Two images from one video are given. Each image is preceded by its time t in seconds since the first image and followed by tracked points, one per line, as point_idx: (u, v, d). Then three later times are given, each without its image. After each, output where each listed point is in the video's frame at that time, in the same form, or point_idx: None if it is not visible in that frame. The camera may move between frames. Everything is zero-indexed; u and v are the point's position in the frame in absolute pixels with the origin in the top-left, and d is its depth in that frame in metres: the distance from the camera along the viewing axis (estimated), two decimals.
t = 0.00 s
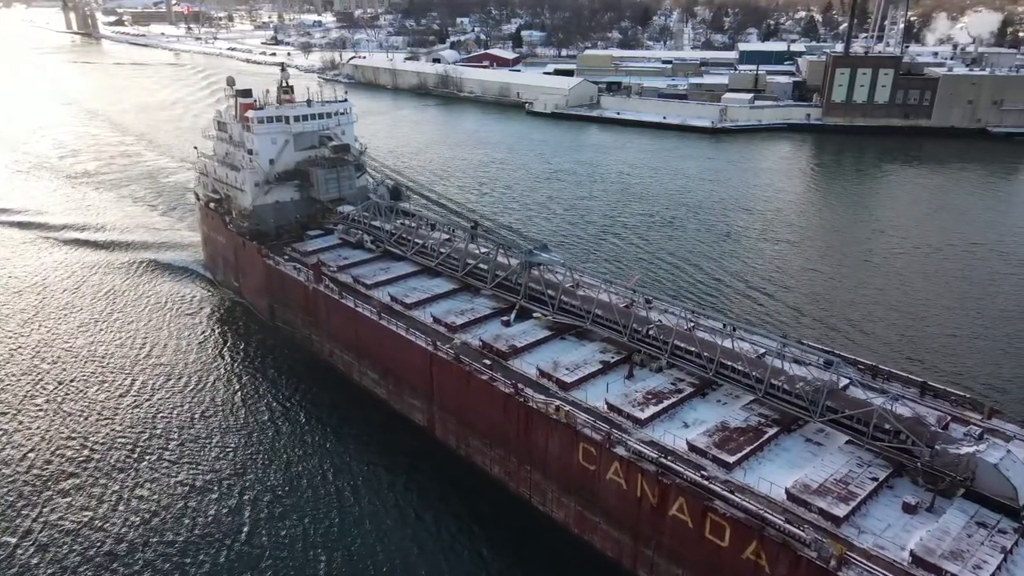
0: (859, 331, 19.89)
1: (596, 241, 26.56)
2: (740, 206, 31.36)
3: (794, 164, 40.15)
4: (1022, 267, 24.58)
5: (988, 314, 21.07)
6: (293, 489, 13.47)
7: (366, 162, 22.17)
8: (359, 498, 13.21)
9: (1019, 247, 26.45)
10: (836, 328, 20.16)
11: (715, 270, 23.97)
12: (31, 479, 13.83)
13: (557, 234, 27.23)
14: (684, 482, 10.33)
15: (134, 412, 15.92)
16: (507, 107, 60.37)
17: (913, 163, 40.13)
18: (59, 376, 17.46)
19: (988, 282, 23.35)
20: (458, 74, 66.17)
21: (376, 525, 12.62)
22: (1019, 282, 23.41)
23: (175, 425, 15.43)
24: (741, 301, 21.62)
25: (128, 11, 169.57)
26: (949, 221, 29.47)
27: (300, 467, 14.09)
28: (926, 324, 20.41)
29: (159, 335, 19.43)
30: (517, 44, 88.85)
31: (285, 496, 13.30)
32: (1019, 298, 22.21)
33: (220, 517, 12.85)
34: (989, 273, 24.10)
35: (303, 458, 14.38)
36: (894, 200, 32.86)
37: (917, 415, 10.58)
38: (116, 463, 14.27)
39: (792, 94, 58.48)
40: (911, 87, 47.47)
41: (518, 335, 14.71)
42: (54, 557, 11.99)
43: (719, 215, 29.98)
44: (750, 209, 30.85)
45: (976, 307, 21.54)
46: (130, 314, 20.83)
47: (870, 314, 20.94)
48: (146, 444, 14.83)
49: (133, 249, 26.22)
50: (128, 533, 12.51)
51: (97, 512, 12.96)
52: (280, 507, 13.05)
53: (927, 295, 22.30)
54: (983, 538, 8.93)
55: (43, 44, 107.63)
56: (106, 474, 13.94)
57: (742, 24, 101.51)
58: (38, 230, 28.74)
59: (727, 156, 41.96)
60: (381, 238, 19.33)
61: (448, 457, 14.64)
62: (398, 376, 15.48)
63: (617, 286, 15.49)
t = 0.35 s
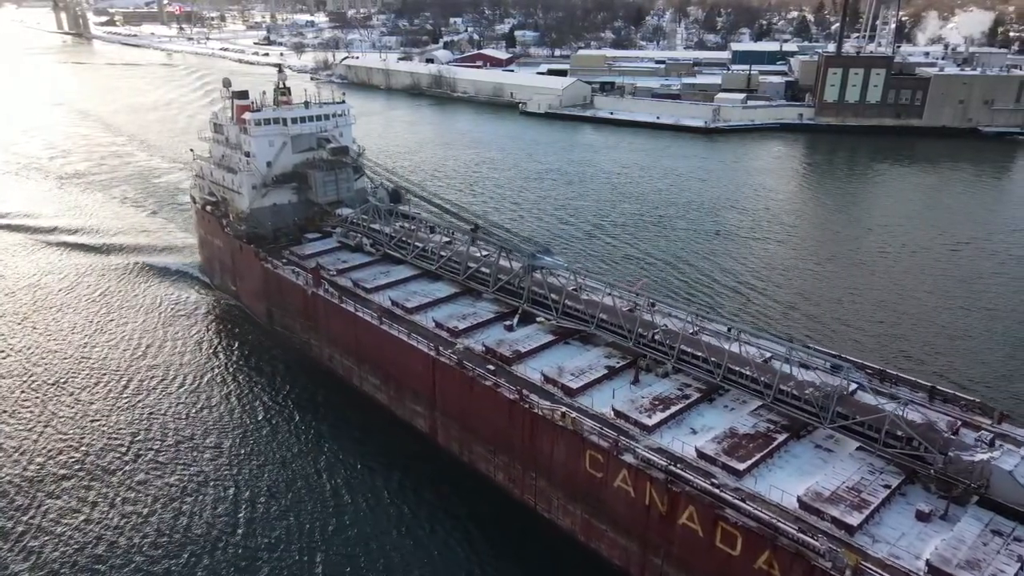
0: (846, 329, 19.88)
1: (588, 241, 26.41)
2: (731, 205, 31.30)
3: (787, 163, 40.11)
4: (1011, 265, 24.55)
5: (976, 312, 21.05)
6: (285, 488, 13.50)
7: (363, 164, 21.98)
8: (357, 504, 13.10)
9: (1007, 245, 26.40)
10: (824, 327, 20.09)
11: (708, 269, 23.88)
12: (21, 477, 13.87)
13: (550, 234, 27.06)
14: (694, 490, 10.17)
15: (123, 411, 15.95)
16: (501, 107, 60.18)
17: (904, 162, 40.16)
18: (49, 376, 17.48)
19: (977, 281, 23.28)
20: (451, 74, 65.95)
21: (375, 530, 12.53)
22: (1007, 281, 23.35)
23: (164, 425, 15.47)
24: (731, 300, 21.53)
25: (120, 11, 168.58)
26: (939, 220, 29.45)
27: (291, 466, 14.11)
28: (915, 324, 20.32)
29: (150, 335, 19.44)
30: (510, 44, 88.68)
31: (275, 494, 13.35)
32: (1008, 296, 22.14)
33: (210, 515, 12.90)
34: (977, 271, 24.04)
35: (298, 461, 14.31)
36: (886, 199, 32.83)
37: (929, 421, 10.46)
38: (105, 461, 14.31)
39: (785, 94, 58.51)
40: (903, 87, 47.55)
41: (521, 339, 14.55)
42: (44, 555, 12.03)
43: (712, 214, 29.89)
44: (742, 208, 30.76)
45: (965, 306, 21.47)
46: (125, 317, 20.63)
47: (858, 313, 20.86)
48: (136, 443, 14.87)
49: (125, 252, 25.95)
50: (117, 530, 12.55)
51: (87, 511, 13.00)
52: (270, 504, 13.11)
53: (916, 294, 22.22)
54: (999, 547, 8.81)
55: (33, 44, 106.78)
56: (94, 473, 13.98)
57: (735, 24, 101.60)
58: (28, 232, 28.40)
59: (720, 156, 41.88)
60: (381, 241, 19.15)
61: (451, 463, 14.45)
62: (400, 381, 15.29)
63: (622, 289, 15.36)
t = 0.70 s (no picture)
0: (832, 327, 19.84)
1: (579, 241, 26.27)
2: (722, 204, 31.23)
3: (780, 163, 40.06)
4: (999, 264, 24.55)
5: (961, 310, 21.06)
6: (281, 492, 13.40)
7: (361, 166, 21.78)
8: (356, 509, 12.96)
9: (998, 244, 26.34)
10: (810, 325, 19.99)
11: (700, 267, 23.78)
12: (11, 479, 13.79)
13: (543, 234, 26.89)
14: (705, 499, 10.02)
15: (113, 411, 15.90)
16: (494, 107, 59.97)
17: (895, 162, 40.18)
18: (39, 377, 17.38)
19: (965, 280, 23.16)
20: (444, 74, 65.71)
21: (374, 535, 12.41)
22: (996, 280, 23.22)
23: (153, 424, 15.43)
24: (722, 300, 21.43)
25: (111, 11, 167.65)
26: (928, 219, 29.37)
27: (282, 468, 14.07)
28: (902, 323, 20.19)
29: (140, 336, 19.39)
30: (504, 44, 88.47)
31: (270, 498, 13.24)
32: (997, 296, 22.01)
33: (201, 516, 12.89)
34: (965, 270, 23.93)
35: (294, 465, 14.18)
36: (877, 198, 32.81)
37: (941, 427, 10.35)
38: (95, 462, 14.26)
39: (778, 94, 58.50)
40: (895, 87, 47.60)
41: (525, 344, 14.38)
42: (33, 559, 11.96)
43: (704, 213, 29.80)
44: (736, 208, 30.65)
45: (953, 305, 21.33)
46: (120, 320, 20.44)
47: (845, 312, 20.73)
48: (128, 446, 14.74)
49: (118, 255, 25.69)
50: (107, 533, 12.50)
51: (79, 514, 12.91)
52: (261, 505, 13.11)
53: (903, 293, 22.08)
54: (1015, 555, 8.69)
55: (23, 44, 105.95)
56: (83, 474, 13.91)
57: (727, 24, 101.65)
58: (19, 235, 28.06)
59: (714, 155, 41.79)
60: (381, 244, 18.97)
61: (454, 470, 14.27)
62: (402, 387, 15.10)
63: (626, 293, 15.21)
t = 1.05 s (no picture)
0: (820, 325, 19.76)
1: (569, 240, 26.12)
2: (713, 204, 31.13)
3: (773, 162, 40.02)
4: (986, 262, 24.55)
5: (946, 307, 21.05)
6: (278, 496, 13.20)
7: (359, 168, 21.58)
8: (355, 515, 12.77)
9: (990, 243, 26.32)
10: (799, 324, 19.86)
11: (692, 266, 23.64)
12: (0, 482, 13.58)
13: (535, 234, 26.71)
14: (716, 507, 9.87)
15: (104, 413, 15.72)
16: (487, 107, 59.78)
17: (886, 161, 40.21)
18: (28, 379, 17.17)
19: (954, 280, 23.07)
20: (437, 75, 65.45)
21: (374, 541, 12.23)
22: (987, 279, 23.12)
23: (145, 426, 15.23)
24: (712, 298, 21.32)
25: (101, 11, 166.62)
26: (918, 219, 29.26)
27: (276, 470, 13.93)
28: (889, 323, 20.05)
29: (131, 337, 19.19)
30: (496, 44, 88.25)
31: (266, 502, 13.05)
32: (986, 295, 21.89)
33: (195, 519, 12.70)
34: (954, 270, 23.78)
35: (291, 469, 13.98)
36: (866, 197, 32.79)
37: (953, 433, 10.24)
38: (86, 465, 14.04)
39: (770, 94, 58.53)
40: (886, 87, 47.63)
41: (529, 349, 14.21)
42: (26, 562, 11.77)
43: (695, 212, 29.70)
44: (728, 207, 30.55)
45: (941, 305, 21.18)
46: (113, 322, 20.20)
47: (832, 311, 20.62)
48: (121, 449, 14.52)
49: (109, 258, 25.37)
50: (101, 535, 12.34)
51: (70, 518, 12.69)
52: (256, 507, 12.96)
53: (891, 293, 21.93)
54: None
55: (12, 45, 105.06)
56: (75, 476, 13.72)
57: (719, 24, 101.71)
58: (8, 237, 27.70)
59: (708, 155, 41.69)
60: (379, 247, 18.79)
61: (455, 476, 14.08)
62: (403, 391, 14.91)
63: (630, 297, 15.06)
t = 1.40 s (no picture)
0: (808, 324, 19.67)
1: (559, 240, 25.92)
2: (703, 203, 31.02)
3: (763, 162, 40.01)
4: (971, 260, 24.53)
5: (932, 305, 21.01)
6: (272, 499, 12.98)
7: (354, 170, 21.31)
8: (353, 520, 12.55)
9: (979, 242, 26.34)
10: (791, 323, 19.75)
11: (682, 266, 23.52)
12: None
13: (524, 234, 26.54)
14: (725, 515, 9.73)
15: (94, 415, 15.44)
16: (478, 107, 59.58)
17: (875, 161, 40.28)
18: (15, 382, 16.86)
19: (942, 278, 23.03)
20: (427, 75, 65.19)
21: (373, 546, 12.02)
22: (976, 278, 23.10)
23: (136, 429, 14.96)
24: (699, 296, 21.23)
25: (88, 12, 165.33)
26: (908, 218, 29.27)
27: (271, 472, 13.71)
28: (874, 321, 19.98)
29: (122, 339, 18.90)
30: (485, 44, 88.05)
31: (260, 505, 12.81)
32: (971, 293, 21.86)
33: (186, 523, 12.44)
34: (942, 269, 23.73)
35: (287, 472, 13.75)
36: (856, 197, 32.75)
37: (963, 438, 10.11)
38: (75, 468, 13.77)
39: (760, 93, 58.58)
40: (874, 86, 47.71)
41: (530, 354, 14.04)
42: (13, 567, 11.51)
43: (685, 211, 29.58)
44: (717, 206, 30.45)
45: (929, 303, 21.14)
46: (104, 325, 19.91)
47: (820, 310, 20.52)
48: (111, 451, 14.25)
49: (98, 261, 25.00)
50: (91, 539, 12.08)
51: (59, 522, 12.42)
52: (249, 510, 12.72)
53: (878, 292, 21.85)
54: None
55: None
56: (63, 480, 13.45)
57: (708, 24, 101.86)
58: None
59: (699, 155, 41.65)
60: (376, 251, 18.58)
61: (455, 481, 13.88)
62: (401, 396, 14.70)
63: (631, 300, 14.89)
